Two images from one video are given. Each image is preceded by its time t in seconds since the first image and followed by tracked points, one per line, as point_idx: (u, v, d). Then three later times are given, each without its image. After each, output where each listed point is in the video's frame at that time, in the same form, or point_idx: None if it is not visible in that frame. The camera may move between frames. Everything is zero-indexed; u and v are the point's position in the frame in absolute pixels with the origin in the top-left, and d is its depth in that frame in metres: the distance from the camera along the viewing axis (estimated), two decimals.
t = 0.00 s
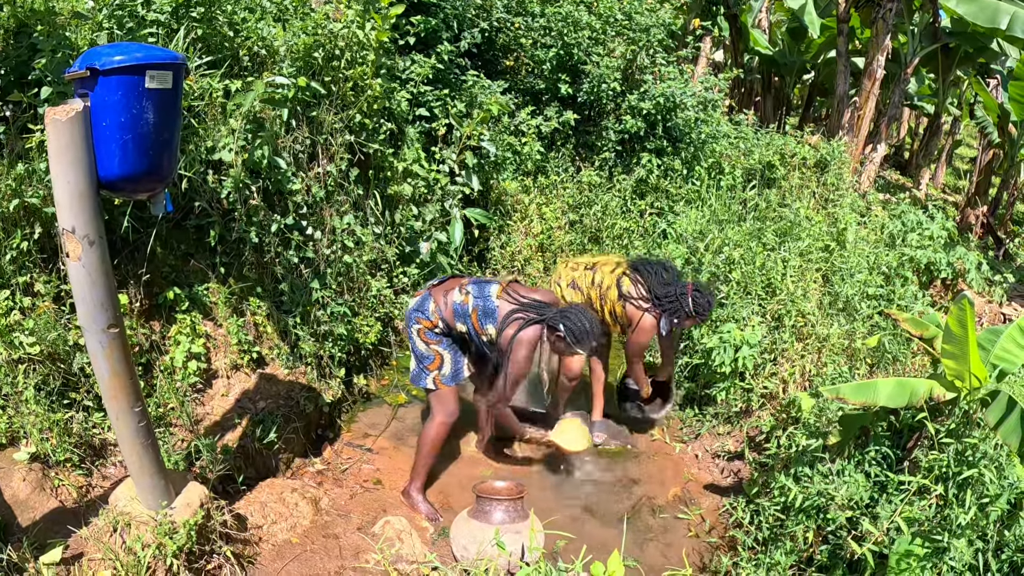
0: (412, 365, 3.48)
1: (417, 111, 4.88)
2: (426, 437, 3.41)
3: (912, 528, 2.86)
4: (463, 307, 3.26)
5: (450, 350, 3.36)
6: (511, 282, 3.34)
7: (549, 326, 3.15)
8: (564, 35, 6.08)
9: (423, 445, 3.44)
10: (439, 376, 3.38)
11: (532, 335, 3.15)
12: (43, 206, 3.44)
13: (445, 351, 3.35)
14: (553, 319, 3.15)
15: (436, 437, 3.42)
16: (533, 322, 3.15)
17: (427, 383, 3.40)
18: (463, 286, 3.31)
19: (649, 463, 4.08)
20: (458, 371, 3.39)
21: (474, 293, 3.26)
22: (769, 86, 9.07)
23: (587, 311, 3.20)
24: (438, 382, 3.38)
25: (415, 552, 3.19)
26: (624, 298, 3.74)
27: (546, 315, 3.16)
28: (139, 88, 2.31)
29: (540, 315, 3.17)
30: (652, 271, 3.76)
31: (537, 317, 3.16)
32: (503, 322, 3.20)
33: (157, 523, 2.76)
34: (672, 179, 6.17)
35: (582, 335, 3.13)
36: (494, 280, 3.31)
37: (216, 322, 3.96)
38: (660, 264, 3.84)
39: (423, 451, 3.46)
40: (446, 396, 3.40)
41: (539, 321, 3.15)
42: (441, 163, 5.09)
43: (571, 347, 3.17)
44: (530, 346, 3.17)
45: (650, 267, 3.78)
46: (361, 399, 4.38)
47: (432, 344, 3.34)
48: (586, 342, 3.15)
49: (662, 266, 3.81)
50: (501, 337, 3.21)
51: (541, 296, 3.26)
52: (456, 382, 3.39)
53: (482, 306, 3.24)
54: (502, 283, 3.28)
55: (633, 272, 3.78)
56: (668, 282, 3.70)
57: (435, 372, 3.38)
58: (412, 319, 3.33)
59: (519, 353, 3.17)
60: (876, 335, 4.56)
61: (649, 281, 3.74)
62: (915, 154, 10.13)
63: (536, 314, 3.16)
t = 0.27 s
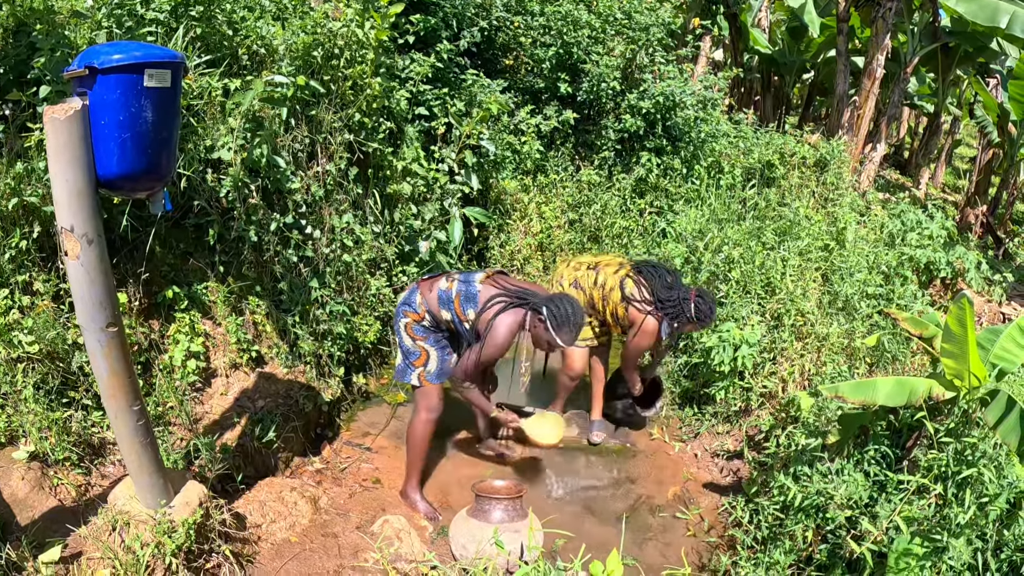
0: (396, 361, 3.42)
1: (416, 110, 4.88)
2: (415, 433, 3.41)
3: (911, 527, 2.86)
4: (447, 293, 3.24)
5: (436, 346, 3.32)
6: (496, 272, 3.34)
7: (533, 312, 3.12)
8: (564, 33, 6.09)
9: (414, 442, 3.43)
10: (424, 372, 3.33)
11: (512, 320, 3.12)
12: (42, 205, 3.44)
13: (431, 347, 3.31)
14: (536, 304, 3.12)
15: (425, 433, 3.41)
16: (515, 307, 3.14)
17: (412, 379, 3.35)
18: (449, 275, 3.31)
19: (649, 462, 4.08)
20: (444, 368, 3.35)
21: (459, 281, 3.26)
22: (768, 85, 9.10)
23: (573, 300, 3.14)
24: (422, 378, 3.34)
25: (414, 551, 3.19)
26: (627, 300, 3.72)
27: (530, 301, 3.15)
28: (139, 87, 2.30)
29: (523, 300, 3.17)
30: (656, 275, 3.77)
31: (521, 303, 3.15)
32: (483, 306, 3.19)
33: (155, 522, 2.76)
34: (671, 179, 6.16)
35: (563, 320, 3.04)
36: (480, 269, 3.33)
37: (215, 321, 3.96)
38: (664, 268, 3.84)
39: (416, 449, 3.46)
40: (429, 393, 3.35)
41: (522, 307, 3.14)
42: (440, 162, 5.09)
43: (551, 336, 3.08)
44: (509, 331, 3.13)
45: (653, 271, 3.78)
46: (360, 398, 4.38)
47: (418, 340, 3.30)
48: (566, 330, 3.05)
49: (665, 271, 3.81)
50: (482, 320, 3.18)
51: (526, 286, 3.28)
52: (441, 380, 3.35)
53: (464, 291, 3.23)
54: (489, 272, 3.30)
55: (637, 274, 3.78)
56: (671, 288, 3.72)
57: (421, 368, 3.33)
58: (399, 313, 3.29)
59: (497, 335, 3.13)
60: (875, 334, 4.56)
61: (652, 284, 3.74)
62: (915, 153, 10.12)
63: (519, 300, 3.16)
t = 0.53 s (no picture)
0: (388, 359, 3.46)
1: (416, 109, 4.88)
2: (409, 431, 3.41)
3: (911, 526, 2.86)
4: (436, 286, 3.25)
5: (427, 345, 3.34)
6: (487, 270, 3.36)
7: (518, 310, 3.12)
8: (564, 33, 6.09)
9: (408, 441, 3.43)
10: (414, 371, 3.36)
11: (495, 314, 3.10)
12: (42, 204, 3.44)
13: (422, 346, 3.34)
14: (521, 302, 3.12)
15: (418, 431, 3.41)
16: (499, 302, 3.13)
17: (401, 377, 3.37)
18: (439, 271, 3.33)
19: (649, 461, 4.08)
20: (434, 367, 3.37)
21: (449, 277, 3.26)
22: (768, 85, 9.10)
23: (560, 300, 3.12)
24: (412, 377, 3.36)
25: (414, 550, 3.19)
26: (628, 303, 3.76)
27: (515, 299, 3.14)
28: (139, 86, 2.30)
29: (509, 296, 3.17)
30: (658, 281, 3.79)
31: (506, 300, 3.14)
32: (466, 297, 3.18)
33: (155, 522, 2.76)
34: (671, 178, 6.15)
35: (546, 317, 3.05)
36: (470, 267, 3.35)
37: (215, 320, 3.96)
38: (667, 277, 3.86)
39: (411, 448, 3.46)
40: (419, 391, 3.37)
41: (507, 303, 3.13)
42: (440, 162, 5.09)
43: (535, 334, 3.09)
44: (490, 325, 3.09)
45: (655, 278, 3.81)
46: (360, 397, 4.38)
47: (409, 339, 3.32)
48: (550, 328, 3.05)
49: (667, 278, 3.83)
50: (463, 310, 3.15)
51: (513, 285, 3.29)
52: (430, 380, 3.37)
53: (451, 285, 3.23)
54: (478, 268, 3.29)
55: (640, 279, 3.81)
56: (671, 295, 3.73)
57: (411, 367, 3.35)
58: (392, 310, 3.33)
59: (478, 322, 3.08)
60: (875, 333, 4.56)
61: (654, 290, 3.77)
62: (915, 153, 10.12)
63: (504, 296, 3.16)
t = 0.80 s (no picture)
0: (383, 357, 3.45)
1: (416, 108, 4.88)
2: (406, 430, 3.41)
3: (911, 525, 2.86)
4: (431, 285, 3.25)
5: (422, 344, 3.35)
6: (483, 271, 3.34)
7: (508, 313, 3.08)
8: (564, 32, 6.09)
9: (405, 439, 3.44)
10: (408, 370, 3.35)
11: (484, 314, 3.09)
12: (42, 203, 3.44)
13: (416, 345, 3.34)
14: (512, 305, 3.08)
15: (415, 429, 3.42)
16: (490, 303, 3.12)
17: (395, 375, 3.36)
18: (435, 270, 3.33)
19: (649, 460, 4.08)
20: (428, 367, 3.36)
21: (444, 277, 3.26)
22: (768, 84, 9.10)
23: (553, 304, 3.06)
24: (406, 376, 3.35)
25: (414, 549, 3.18)
26: (622, 304, 3.76)
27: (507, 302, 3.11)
28: (139, 85, 2.29)
29: (500, 297, 3.15)
30: (654, 282, 3.78)
31: (498, 302, 3.13)
32: (457, 296, 3.18)
33: (156, 521, 2.76)
34: (671, 178, 6.14)
35: (536, 322, 2.98)
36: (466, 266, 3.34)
37: (215, 319, 3.96)
38: (663, 277, 3.84)
39: (409, 447, 3.46)
40: (412, 391, 3.35)
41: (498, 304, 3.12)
42: (440, 161, 5.09)
43: (526, 338, 3.02)
44: (479, 325, 3.10)
45: (651, 278, 3.79)
46: (360, 396, 4.38)
47: (404, 337, 3.33)
48: (540, 332, 2.98)
49: (663, 279, 3.81)
50: (454, 310, 3.15)
51: (508, 287, 3.26)
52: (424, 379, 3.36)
53: (445, 284, 3.24)
54: (474, 269, 3.29)
55: (636, 279, 3.80)
56: (666, 296, 3.71)
57: (405, 365, 3.35)
58: (389, 308, 3.34)
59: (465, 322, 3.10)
60: (875, 333, 4.56)
61: (649, 291, 3.76)
62: (914, 152, 10.12)
63: (495, 297, 3.15)
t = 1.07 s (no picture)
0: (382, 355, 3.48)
1: (415, 107, 4.88)
2: (404, 428, 3.41)
3: (910, 524, 2.86)
4: (428, 285, 3.26)
5: (420, 344, 3.36)
6: (481, 272, 3.33)
7: (504, 317, 3.05)
8: (564, 31, 6.09)
9: (404, 438, 3.43)
10: (407, 369, 3.37)
11: (479, 316, 3.07)
12: (41, 202, 3.43)
13: (414, 344, 3.36)
14: (508, 311, 3.04)
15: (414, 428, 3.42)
16: (485, 305, 3.10)
17: (393, 374, 3.39)
18: (433, 269, 3.34)
19: (648, 460, 4.09)
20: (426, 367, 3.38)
21: (440, 276, 3.26)
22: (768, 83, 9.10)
23: (549, 311, 3.02)
24: (404, 375, 3.37)
25: (413, 547, 3.18)
26: (615, 302, 3.77)
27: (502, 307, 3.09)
28: (138, 83, 2.29)
29: (496, 301, 3.12)
30: (646, 280, 3.79)
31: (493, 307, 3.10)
32: (453, 297, 3.15)
33: (155, 520, 2.76)
34: (670, 177, 6.14)
35: (532, 330, 2.95)
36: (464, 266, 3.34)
37: (214, 318, 3.96)
38: (654, 276, 3.87)
39: (408, 446, 3.46)
40: (411, 390, 3.37)
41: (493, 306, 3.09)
42: (439, 160, 5.09)
43: (521, 345, 3.00)
44: (474, 326, 3.07)
45: (644, 276, 3.81)
46: (359, 395, 4.38)
47: (402, 337, 3.35)
48: (535, 339, 2.96)
49: (655, 277, 3.84)
50: (449, 311, 3.13)
51: (505, 291, 3.23)
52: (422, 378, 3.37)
53: (442, 284, 3.23)
54: (471, 269, 3.29)
55: (628, 277, 3.81)
56: (658, 293, 3.73)
57: (403, 365, 3.37)
58: (387, 307, 3.37)
59: (458, 324, 3.07)
60: (874, 332, 4.56)
61: (642, 289, 3.77)
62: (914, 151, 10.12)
63: (491, 300, 3.12)
